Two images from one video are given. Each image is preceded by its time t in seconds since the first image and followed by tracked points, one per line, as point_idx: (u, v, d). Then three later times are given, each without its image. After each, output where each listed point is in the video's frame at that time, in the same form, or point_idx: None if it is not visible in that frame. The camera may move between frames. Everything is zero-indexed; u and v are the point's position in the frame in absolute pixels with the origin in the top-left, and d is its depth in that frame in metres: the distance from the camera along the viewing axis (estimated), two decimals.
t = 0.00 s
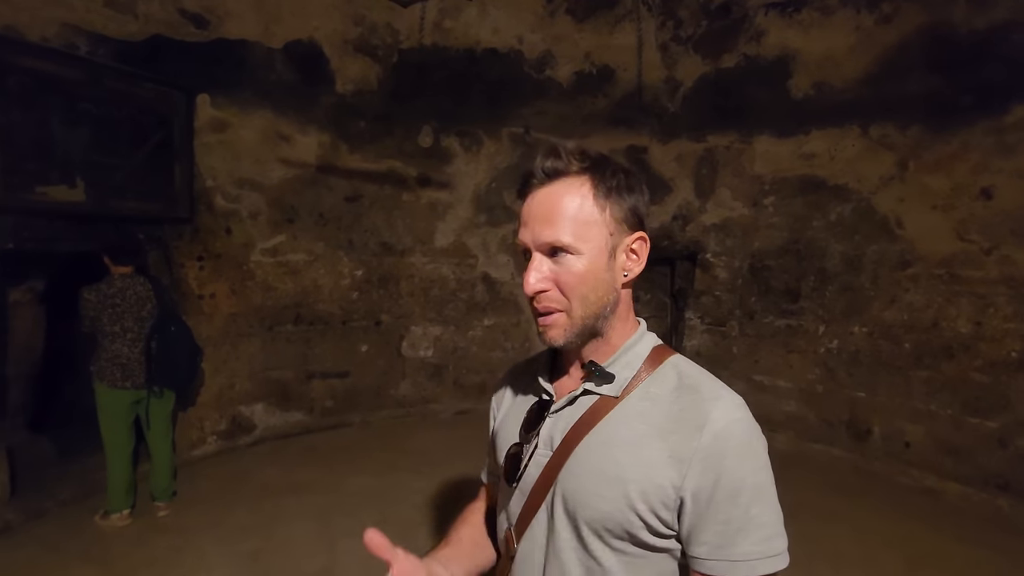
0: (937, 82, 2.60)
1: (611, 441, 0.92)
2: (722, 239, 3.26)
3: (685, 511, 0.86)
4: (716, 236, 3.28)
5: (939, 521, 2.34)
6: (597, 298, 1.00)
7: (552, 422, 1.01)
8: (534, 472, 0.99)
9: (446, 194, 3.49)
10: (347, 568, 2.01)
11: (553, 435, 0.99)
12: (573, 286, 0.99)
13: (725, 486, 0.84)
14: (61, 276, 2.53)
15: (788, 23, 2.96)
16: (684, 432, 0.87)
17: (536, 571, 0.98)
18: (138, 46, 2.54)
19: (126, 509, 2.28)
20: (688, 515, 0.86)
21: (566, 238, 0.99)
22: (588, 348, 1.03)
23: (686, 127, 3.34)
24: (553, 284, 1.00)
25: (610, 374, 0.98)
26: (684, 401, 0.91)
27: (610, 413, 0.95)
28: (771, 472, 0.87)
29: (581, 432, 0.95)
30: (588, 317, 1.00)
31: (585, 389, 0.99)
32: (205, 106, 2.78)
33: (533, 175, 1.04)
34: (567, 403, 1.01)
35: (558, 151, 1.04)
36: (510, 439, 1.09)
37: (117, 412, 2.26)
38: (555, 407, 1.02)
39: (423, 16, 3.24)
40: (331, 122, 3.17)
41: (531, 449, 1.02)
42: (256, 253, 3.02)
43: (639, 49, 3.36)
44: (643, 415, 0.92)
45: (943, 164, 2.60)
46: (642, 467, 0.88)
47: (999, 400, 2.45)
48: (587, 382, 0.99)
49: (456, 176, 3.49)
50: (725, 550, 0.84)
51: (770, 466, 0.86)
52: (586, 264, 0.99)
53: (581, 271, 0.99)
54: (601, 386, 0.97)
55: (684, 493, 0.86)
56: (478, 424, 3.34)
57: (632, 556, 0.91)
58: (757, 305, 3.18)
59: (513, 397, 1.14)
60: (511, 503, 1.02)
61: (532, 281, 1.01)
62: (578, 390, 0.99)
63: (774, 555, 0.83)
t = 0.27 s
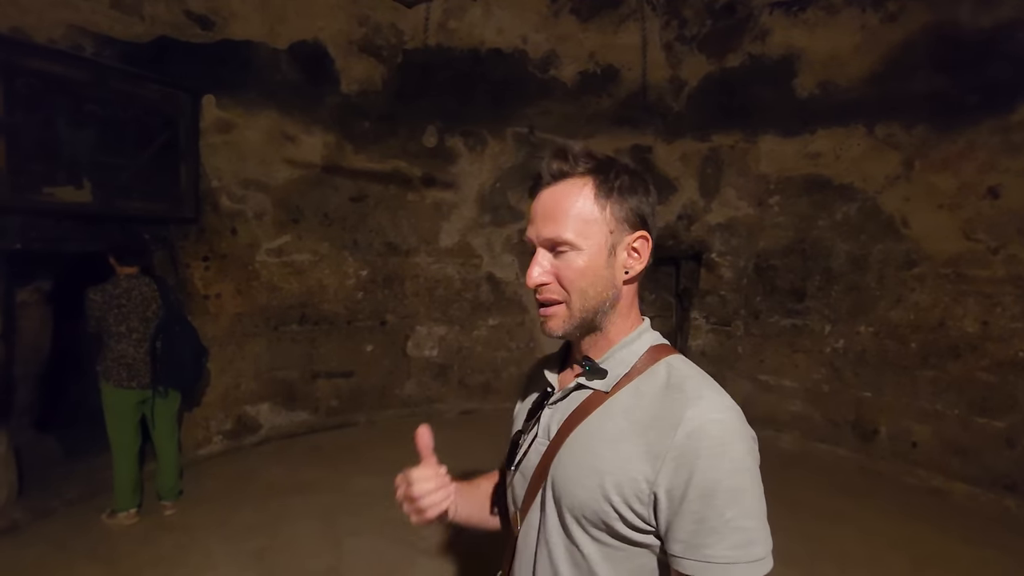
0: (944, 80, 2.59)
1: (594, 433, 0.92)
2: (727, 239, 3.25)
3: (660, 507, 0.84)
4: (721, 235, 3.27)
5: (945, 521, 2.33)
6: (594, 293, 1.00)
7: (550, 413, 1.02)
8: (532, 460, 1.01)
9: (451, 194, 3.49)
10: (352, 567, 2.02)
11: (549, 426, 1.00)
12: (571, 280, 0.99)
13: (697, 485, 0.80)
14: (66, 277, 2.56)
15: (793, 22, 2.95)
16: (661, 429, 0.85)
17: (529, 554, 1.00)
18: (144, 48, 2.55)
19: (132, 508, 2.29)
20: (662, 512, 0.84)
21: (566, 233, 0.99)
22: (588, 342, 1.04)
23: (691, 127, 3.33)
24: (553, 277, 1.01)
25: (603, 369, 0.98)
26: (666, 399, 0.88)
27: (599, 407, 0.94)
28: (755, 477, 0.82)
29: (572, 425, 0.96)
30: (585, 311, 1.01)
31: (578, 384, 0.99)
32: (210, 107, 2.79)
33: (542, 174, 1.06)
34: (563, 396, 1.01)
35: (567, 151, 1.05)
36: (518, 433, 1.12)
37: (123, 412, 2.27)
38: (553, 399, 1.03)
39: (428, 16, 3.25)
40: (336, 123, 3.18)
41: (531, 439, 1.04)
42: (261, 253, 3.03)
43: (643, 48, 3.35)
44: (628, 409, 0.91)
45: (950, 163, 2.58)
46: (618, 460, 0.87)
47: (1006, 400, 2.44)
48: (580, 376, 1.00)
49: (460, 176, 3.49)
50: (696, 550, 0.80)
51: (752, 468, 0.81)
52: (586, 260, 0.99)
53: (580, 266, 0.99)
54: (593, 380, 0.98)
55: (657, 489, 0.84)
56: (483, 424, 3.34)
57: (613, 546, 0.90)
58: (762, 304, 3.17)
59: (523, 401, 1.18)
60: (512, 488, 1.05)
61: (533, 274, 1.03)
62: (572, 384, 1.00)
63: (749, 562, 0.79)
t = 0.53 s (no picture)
0: (954, 79, 2.57)
1: (602, 424, 0.91)
2: (735, 239, 3.24)
3: (665, 495, 0.83)
4: (729, 235, 3.26)
5: (957, 523, 2.32)
6: (616, 284, 0.99)
7: (563, 408, 1.02)
8: (547, 454, 1.01)
9: (458, 194, 3.50)
10: (362, 566, 2.02)
11: (562, 420, 1.00)
12: (596, 268, 0.98)
13: (700, 472, 0.79)
14: (78, 277, 2.63)
15: (802, 21, 2.94)
16: (665, 417, 0.84)
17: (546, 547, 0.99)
18: (154, 50, 2.57)
19: (143, 506, 2.31)
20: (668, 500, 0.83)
21: (598, 223, 1.00)
22: (597, 336, 1.03)
23: (698, 126, 3.33)
24: (577, 264, 0.99)
25: (611, 363, 0.97)
26: (671, 388, 0.87)
27: (608, 399, 0.94)
28: (757, 462, 0.80)
29: (583, 417, 0.95)
30: (604, 301, 1.00)
31: (588, 378, 0.99)
32: (219, 108, 2.81)
33: (571, 167, 1.06)
34: (575, 390, 1.01)
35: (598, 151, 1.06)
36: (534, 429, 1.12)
37: (134, 410, 2.28)
38: (564, 394, 1.03)
39: (435, 17, 3.25)
40: (344, 123, 3.19)
41: (545, 434, 1.04)
42: (269, 253, 3.04)
43: (650, 48, 3.34)
44: (631, 399, 0.90)
45: (960, 162, 2.57)
46: (624, 449, 0.86)
47: (1018, 401, 2.42)
48: (589, 371, 0.99)
49: (467, 176, 3.49)
50: (701, 536, 0.79)
51: (753, 454, 0.80)
52: (611, 251, 0.99)
53: (606, 256, 0.99)
54: (601, 374, 0.97)
55: (662, 477, 0.83)
56: (491, 424, 3.35)
57: (622, 536, 0.89)
58: (770, 304, 3.16)
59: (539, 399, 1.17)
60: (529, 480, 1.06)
61: (558, 259, 1.01)
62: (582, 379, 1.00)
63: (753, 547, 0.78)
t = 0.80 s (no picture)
0: (970, 78, 2.55)
1: (657, 425, 0.91)
2: (747, 238, 3.23)
3: (730, 492, 0.84)
4: (740, 235, 3.25)
5: (973, 525, 2.30)
6: (667, 280, 1.01)
7: (604, 412, 1.01)
8: (589, 460, 1.00)
9: (468, 194, 3.50)
10: (376, 565, 2.03)
11: (604, 424, 1.00)
12: (650, 264, 1.00)
13: (768, 466, 0.82)
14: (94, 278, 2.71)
15: (815, 20, 2.92)
16: (727, 416, 0.86)
17: (592, 553, 0.98)
18: (170, 52, 2.59)
19: (159, 503, 2.32)
20: (733, 497, 0.84)
21: (651, 220, 1.01)
22: (638, 334, 1.03)
23: (709, 126, 3.32)
24: (631, 260, 1.00)
25: (656, 363, 0.98)
26: (727, 386, 0.89)
27: (659, 400, 0.94)
28: (816, 455, 0.84)
29: (632, 419, 0.95)
30: (655, 297, 1.00)
31: (633, 379, 0.99)
32: (233, 109, 2.83)
33: (617, 165, 1.07)
34: (617, 394, 1.01)
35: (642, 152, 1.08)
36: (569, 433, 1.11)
37: (150, 410, 2.31)
38: (606, 398, 1.02)
39: (446, 17, 3.26)
40: (356, 124, 3.20)
41: (585, 440, 1.03)
42: (282, 254, 3.06)
43: (662, 47, 3.34)
44: (686, 399, 0.91)
45: (976, 162, 2.55)
46: (685, 448, 0.87)
47: None
48: (634, 372, 0.99)
49: (478, 176, 3.50)
50: (770, 529, 0.81)
51: (814, 447, 0.83)
52: (663, 250, 1.01)
53: (659, 254, 1.00)
54: (647, 375, 0.98)
55: (727, 474, 0.84)
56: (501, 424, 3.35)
57: (681, 538, 0.89)
58: (782, 304, 3.14)
59: (573, 391, 1.17)
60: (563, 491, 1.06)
61: (612, 254, 1.01)
62: (626, 381, 1.00)
63: (818, 536, 0.81)
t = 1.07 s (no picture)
0: (987, 77, 2.53)
1: (718, 436, 0.88)
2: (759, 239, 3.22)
3: (798, 509, 0.82)
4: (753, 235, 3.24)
5: (989, 527, 2.29)
6: (731, 288, 0.97)
7: (656, 418, 0.97)
8: (637, 466, 0.96)
9: (480, 195, 3.51)
10: (390, 564, 2.04)
11: (656, 431, 0.96)
12: (714, 272, 0.96)
13: (842, 485, 0.79)
14: (111, 277, 2.71)
15: (829, 19, 2.91)
16: (796, 431, 0.83)
17: (638, 563, 0.94)
18: (187, 55, 2.62)
19: (178, 501, 2.35)
20: (801, 514, 0.81)
21: (716, 225, 0.97)
22: (698, 341, 0.99)
23: (721, 126, 3.32)
24: (695, 267, 0.96)
25: (717, 372, 0.93)
26: (793, 400, 0.86)
27: (718, 410, 0.91)
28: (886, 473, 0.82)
29: (689, 428, 0.92)
30: (719, 306, 0.97)
31: (690, 387, 0.95)
32: (248, 112, 2.86)
33: (676, 164, 1.02)
34: (672, 400, 0.97)
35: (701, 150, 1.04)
36: (610, 435, 1.06)
37: (167, 410, 2.34)
38: (658, 403, 0.98)
39: (458, 19, 3.28)
40: (369, 126, 3.22)
41: (632, 445, 0.99)
42: (296, 254, 3.08)
43: (674, 47, 3.33)
44: (749, 411, 0.88)
45: (993, 161, 2.52)
46: (750, 462, 0.84)
47: None
48: (691, 380, 0.95)
49: (489, 177, 3.51)
50: (841, 549, 0.79)
51: (884, 464, 0.81)
52: (728, 256, 0.97)
53: (725, 262, 0.96)
54: (706, 384, 0.93)
55: (796, 491, 0.81)
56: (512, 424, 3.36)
57: (739, 552, 0.86)
58: (795, 305, 3.12)
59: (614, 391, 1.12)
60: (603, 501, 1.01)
61: (675, 261, 0.96)
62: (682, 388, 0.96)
63: (890, 557, 0.79)
